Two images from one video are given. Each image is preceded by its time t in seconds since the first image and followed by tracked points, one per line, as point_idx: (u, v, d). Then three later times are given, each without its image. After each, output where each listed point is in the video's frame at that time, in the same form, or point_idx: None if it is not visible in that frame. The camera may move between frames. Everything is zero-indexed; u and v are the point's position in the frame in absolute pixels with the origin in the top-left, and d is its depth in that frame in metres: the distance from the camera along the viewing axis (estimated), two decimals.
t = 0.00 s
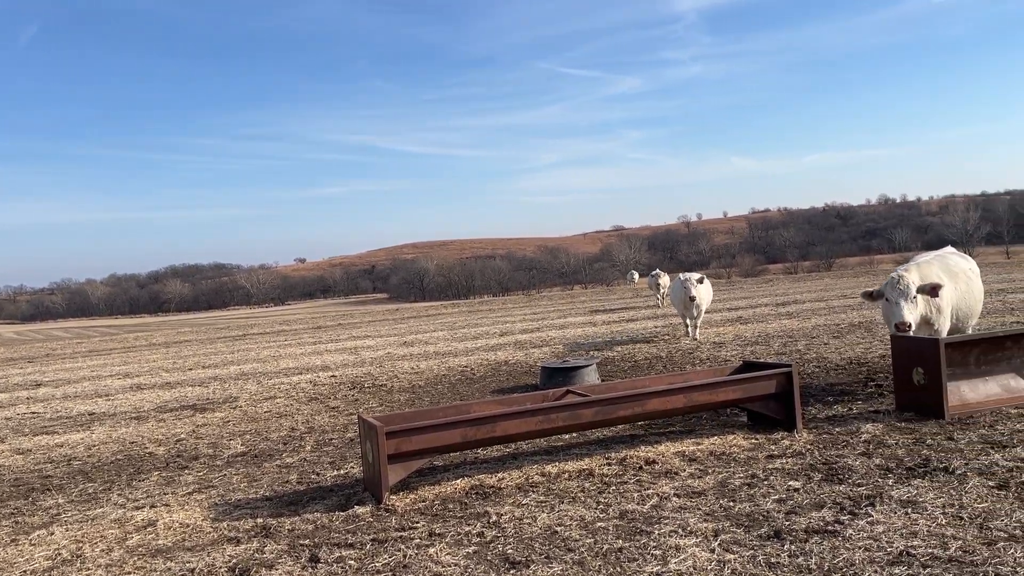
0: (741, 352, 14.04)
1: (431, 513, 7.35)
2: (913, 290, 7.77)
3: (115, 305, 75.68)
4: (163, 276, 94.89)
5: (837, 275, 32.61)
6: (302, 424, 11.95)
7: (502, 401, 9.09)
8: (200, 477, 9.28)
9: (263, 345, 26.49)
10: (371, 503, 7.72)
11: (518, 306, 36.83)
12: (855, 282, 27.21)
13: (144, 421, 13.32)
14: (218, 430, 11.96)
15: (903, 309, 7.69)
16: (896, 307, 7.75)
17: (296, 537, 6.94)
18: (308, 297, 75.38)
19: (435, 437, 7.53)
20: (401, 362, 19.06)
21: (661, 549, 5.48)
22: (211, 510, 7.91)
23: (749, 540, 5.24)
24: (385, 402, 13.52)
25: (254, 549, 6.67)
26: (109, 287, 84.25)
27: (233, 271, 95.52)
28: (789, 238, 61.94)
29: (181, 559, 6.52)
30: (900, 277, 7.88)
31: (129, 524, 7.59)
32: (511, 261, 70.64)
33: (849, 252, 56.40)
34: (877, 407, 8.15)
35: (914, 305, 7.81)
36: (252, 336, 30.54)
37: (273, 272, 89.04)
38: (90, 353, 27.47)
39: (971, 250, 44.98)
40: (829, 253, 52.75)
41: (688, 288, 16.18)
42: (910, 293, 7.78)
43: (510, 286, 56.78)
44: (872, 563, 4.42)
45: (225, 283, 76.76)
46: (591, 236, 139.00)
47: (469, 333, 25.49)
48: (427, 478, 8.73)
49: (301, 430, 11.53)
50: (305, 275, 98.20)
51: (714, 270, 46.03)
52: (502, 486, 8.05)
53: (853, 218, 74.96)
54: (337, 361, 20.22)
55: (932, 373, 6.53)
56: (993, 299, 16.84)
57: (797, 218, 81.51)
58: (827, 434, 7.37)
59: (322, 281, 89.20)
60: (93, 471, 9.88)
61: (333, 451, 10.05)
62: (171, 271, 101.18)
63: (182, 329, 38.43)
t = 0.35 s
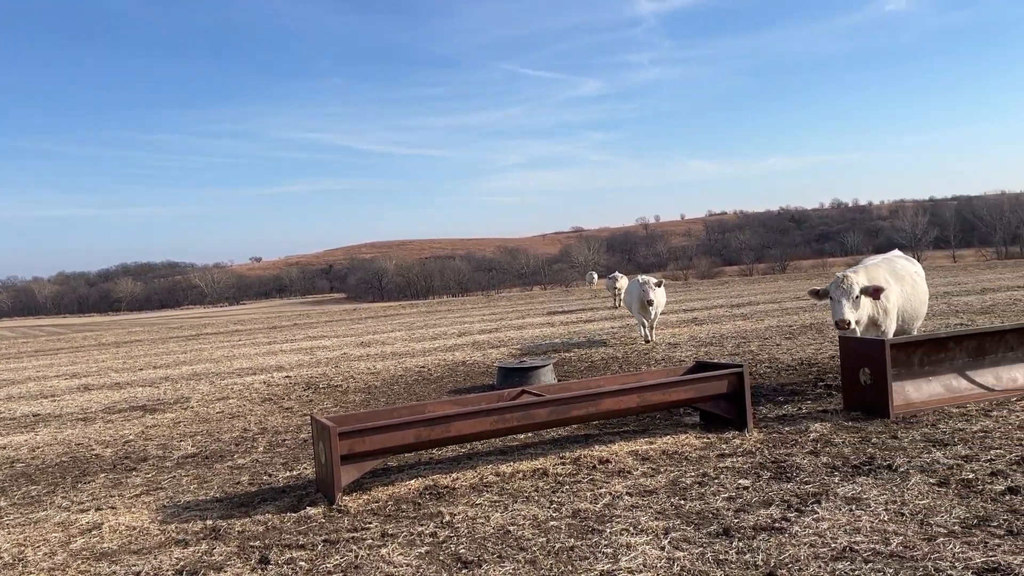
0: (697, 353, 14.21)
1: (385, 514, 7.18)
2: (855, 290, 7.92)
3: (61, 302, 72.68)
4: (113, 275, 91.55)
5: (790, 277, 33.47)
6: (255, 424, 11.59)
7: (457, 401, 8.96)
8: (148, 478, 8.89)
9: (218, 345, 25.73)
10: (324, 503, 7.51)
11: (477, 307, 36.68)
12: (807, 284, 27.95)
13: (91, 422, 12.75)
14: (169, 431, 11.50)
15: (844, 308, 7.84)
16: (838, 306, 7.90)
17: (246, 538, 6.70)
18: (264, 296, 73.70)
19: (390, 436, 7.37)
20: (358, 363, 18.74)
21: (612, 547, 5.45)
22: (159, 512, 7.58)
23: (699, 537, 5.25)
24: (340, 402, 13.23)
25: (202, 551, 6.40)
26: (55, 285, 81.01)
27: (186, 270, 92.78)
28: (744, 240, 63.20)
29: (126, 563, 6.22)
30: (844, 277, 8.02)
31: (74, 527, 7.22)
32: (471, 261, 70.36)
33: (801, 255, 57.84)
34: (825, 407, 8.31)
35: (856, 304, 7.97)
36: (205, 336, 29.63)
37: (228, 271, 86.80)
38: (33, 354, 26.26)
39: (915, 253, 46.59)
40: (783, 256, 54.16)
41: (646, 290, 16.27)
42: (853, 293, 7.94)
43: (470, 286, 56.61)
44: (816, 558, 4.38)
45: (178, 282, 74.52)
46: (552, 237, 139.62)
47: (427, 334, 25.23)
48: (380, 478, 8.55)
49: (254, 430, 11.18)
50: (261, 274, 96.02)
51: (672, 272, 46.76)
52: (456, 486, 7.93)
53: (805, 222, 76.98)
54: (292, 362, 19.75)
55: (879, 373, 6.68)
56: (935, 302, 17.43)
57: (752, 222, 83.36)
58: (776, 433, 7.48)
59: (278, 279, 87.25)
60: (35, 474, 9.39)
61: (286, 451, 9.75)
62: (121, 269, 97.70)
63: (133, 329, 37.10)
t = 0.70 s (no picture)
0: (659, 352, 14.32)
1: (344, 513, 7.01)
2: (808, 290, 8.04)
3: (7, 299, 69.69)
4: (64, 272, 88.28)
5: (750, 278, 34.16)
6: (213, 424, 11.23)
7: (418, 400, 8.83)
8: (102, 479, 8.51)
9: (175, 343, 24.98)
10: (282, 503, 7.30)
11: (442, 306, 36.35)
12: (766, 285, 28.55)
13: (41, 422, 12.19)
14: (123, 431, 11.06)
15: (797, 308, 7.95)
16: (791, 306, 8.01)
17: (202, 539, 6.45)
18: (224, 295, 71.99)
19: (351, 435, 7.20)
20: (319, 362, 18.39)
21: (572, 545, 5.41)
22: (112, 514, 7.26)
23: (658, 535, 5.24)
24: (301, 401, 12.94)
25: (157, 552, 6.15)
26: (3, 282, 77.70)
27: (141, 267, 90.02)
28: (706, 241, 64.08)
29: (77, 565, 5.94)
30: (797, 278, 8.13)
31: (22, 529, 6.88)
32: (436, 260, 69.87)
33: (762, 256, 58.91)
34: (783, 406, 8.43)
35: (809, 304, 8.09)
36: (162, 334, 28.70)
37: (186, 268, 84.48)
38: None
39: (870, 254, 47.86)
40: (745, 257, 55.24)
41: (609, 288, 16.25)
42: (806, 293, 8.05)
43: (434, 285, 56.23)
44: (771, 555, 4.40)
45: (135, 279, 72.28)
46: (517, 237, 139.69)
47: (390, 332, 24.89)
48: (340, 478, 8.36)
49: (212, 430, 10.83)
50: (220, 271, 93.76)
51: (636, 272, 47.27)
52: (416, 486, 7.79)
53: (765, 224, 78.53)
54: (252, 361, 19.28)
55: (835, 373, 6.79)
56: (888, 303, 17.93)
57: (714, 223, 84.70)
58: (735, 432, 7.56)
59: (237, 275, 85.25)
60: None
61: (244, 450, 9.47)
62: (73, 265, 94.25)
63: (85, 327, 35.79)
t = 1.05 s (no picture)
0: (618, 351, 14.40)
1: (298, 513, 6.81)
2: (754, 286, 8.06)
3: None
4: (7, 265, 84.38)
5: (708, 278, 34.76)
6: (165, 422, 10.81)
7: (376, 397, 8.65)
8: (48, 479, 8.09)
9: (127, 340, 24.07)
10: (235, 503, 7.04)
11: (402, 303, 35.97)
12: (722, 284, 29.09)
13: None
14: (71, 430, 10.56)
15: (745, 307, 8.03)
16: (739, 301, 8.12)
17: (152, 540, 6.18)
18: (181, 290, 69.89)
19: (305, 433, 7.00)
20: (275, 359, 17.94)
21: (528, 543, 5.34)
22: (58, 514, 6.90)
23: (613, 532, 5.22)
24: (256, 399, 12.58)
25: (104, 553, 5.86)
26: None
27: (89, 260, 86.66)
28: (666, 241, 64.93)
29: (19, 568, 5.62)
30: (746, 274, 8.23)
31: None
32: (396, 257, 69.11)
33: (719, 256, 60.04)
34: (738, 404, 8.55)
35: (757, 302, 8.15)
36: (113, 331, 27.65)
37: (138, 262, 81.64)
38: None
39: (824, 255, 49.16)
40: (703, 256, 56.24)
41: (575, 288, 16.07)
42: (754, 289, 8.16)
43: (394, 283, 55.62)
44: (725, 552, 4.41)
45: (85, 274, 69.63)
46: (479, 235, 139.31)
47: (349, 330, 24.48)
48: (294, 477, 8.13)
49: (164, 428, 10.42)
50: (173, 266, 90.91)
51: (597, 270, 47.62)
52: (373, 484, 7.63)
53: (723, 224, 80.06)
54: (207, 357, 18.69)
55: (789, 371, 6.91)
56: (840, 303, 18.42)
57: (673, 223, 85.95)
58: (692, 430, 7.61)
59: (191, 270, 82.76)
60: None
61: (197, 449, 9.12)
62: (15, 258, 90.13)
63: (30, 323, 34.20)
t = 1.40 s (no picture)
0: (580, 348, 14.38)
1: (252, 513, 6.57)
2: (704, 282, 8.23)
3: None
4: None
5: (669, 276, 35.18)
6: (118, 420, 10.36)
7: (333, 395, 8.43)
8: None
9: (79, 336, 23.11)
10: (188, 504, 6.75)
11: (364, 299, 35.46)
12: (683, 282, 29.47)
13: None
14: (17, 429, 10.03)
15: (693, 303, 8.22)
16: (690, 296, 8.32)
17: (100, 542, 5.87)
18: (138, 286, 67.68)
19: (260, 432, 6.75)
20: (233, 356, 17.43)
21: (484, 542, 5.23)
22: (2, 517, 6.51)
23: (571, 530, 5.15)
24: (212, 397, 12.19)
25: (49, 556, 5.56)
26: None
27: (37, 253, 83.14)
28: (630, 239, 65.45)
29: None
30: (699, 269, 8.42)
31: None
32: (360, 253, 68.18)
33: (681, 255, 60.89)
34: (696, 401, 8.59)
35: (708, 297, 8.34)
36: (64, 327, 26.53)
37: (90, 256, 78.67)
38: None
39: (784, 254, 50.15)
40: (666, 255, 56.95)
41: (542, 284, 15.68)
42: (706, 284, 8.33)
43: (357, 279, 54.81)
44: (682, 549, 4.37)
45: (37, 269, 66.86)
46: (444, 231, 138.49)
47: (310, 327, 23.96)
48: (249, 476, 7.86)
49: (116, 426, 9.98)
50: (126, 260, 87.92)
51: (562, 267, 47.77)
52: (329, 483, 7.41)
53: (685, 223, 81.11)
54: (163, 354, 18.05)
55: (745, 368, 6.98)
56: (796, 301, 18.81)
57: (637, 221, 86.68)
58: (651, 427, 7.62)
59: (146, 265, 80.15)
60: None
61: (150, 448, 8.75)
62: None
63: None
